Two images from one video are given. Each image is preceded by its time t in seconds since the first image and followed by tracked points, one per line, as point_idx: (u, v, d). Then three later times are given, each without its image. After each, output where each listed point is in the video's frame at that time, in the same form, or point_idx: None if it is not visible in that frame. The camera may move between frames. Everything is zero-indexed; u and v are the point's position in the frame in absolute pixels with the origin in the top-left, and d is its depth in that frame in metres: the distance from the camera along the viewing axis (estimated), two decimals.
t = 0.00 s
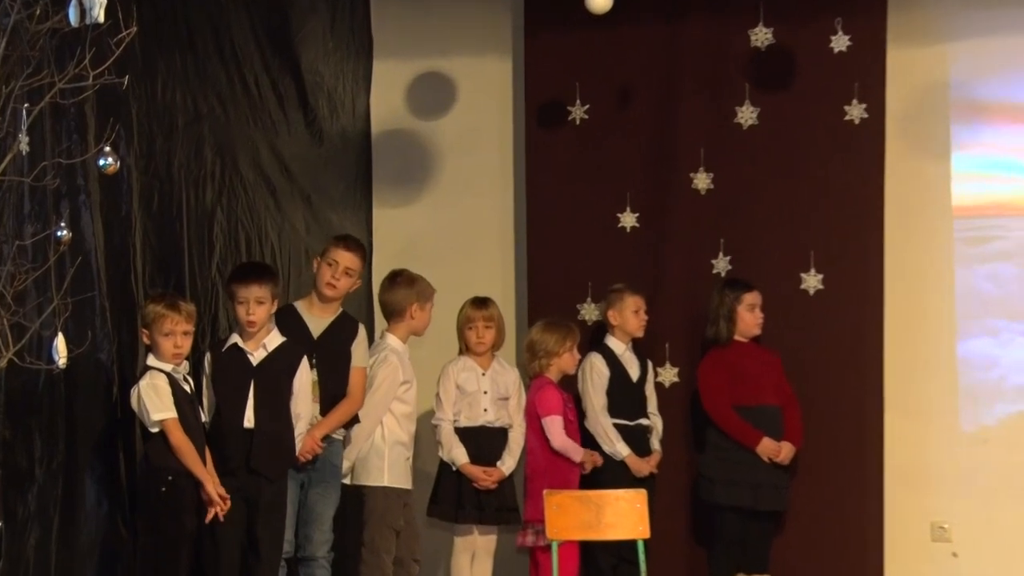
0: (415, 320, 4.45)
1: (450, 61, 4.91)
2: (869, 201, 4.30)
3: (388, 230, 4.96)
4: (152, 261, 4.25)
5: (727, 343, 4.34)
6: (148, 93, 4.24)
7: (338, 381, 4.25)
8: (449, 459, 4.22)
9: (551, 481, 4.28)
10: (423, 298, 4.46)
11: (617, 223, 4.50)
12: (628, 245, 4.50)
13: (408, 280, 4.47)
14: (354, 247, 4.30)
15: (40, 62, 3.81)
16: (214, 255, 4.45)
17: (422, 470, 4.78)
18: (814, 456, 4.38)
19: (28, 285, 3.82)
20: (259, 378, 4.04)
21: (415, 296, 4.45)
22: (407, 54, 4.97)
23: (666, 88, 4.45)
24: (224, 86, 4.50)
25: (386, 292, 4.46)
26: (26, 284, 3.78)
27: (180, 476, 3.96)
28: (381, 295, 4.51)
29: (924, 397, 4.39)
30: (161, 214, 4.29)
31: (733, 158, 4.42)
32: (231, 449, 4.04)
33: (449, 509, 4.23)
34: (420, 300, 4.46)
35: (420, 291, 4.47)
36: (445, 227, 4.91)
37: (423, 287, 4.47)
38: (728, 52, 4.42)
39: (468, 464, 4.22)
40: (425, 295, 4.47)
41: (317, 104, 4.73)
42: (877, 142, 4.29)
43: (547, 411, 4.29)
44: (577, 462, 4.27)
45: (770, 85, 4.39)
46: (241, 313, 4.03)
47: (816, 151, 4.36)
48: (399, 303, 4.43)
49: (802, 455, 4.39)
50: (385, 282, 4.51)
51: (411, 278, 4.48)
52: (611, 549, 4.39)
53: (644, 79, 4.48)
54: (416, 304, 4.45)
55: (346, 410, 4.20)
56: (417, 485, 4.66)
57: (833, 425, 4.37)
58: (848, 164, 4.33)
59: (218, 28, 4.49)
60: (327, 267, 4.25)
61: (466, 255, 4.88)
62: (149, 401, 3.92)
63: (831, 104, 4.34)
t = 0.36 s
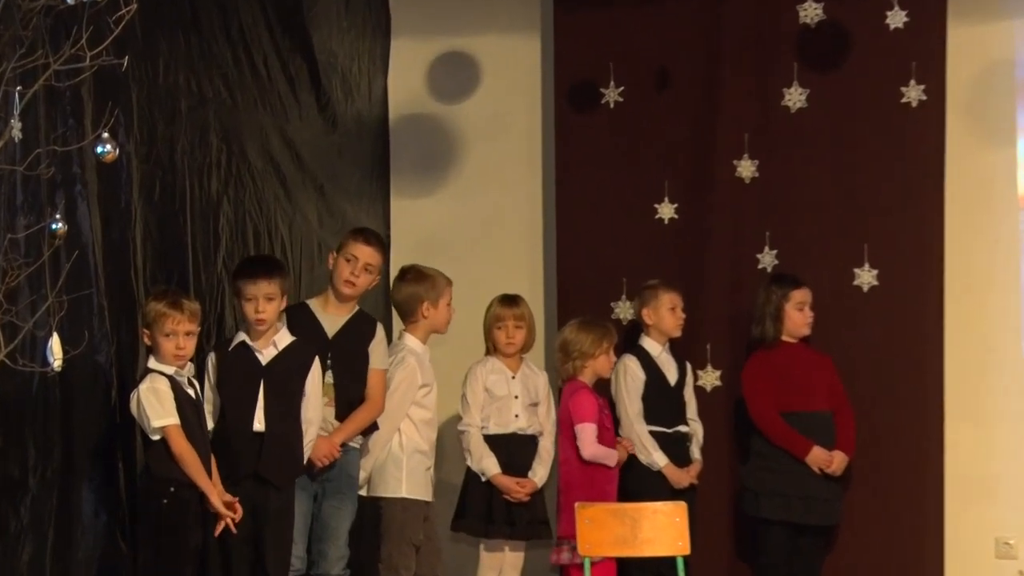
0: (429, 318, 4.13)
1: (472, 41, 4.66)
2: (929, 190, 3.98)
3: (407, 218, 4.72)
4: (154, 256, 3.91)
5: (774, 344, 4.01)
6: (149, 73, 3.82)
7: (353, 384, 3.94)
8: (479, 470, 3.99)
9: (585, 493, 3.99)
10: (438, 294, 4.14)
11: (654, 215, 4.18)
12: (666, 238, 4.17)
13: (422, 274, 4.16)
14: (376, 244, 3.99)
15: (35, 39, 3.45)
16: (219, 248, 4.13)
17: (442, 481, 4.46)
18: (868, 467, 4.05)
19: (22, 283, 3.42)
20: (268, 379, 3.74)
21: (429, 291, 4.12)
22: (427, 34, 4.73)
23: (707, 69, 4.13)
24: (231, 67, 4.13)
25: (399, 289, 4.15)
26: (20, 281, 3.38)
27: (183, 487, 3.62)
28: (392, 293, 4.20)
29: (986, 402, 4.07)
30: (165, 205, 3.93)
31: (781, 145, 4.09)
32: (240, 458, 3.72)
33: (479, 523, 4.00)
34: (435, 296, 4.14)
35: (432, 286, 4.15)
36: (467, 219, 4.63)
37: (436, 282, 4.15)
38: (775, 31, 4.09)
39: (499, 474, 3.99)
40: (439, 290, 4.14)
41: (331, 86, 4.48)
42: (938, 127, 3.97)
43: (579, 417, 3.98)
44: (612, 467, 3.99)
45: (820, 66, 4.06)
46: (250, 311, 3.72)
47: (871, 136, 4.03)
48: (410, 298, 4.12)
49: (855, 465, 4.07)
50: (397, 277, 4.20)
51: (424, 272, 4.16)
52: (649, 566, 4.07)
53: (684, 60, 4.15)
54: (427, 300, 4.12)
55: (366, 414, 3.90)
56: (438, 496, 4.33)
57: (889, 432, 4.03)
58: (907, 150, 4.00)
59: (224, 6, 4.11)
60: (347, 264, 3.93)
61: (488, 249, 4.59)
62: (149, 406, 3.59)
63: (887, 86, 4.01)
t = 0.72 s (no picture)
0: (459, 314, 3.81)
1: (503, 10, 4.32)
2: (1001, 172, 3.66)
3: (430, 203, 4.35)
4: (156, 243, 3.62)
5: (830, 339, 3.69)
6: (151, 44, 3.57)
7: (373, 383, 3.63)
8: (510, 476, 3.69)
9: (624, 501, 3.67)
10: (471, 290, 3.82)
11: (698, 199, 3.83)
12: (712, 226, 3.82)
13: (453, 264, 3.82)
14: (393, 231, 3.66)
15: (29, 10, 3.19)
16: (228, 235, 3.83)
17: (470, 487, 4.16)
18: (933, 474, 3.72)
19: (16, 273, 3.19)
20: (283, 377, 3.44)
21: (462, 285, 3.80)
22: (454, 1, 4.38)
23: (757, 41, 3.79)
24: (240, 40, 3.86)
25: (426, 283, 3.82)
26: (14, 272, 3.15)
27: (189, 493, 3.33)
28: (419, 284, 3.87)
29: None
30: (167, 186, 3.63)
31: (838, 124, 3.77)
32: (251, 463, 3.42)
33: (510, 534, 3.71)
34: (467, 291, 3.82)
35: (464, 279, 3.82)
36: (496, 206, 4.29)
37: (468, 274, 3.82)
38: None
39: (531, 481, 3.68)
40: (473, 286, 3.83)
41: (348, 59, 4.14)
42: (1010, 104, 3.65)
43: (618, 418, 3.67)
44: (653, 473, 3.67)
45: (881, 38, 3.74)
46: (260, 301, 3.44)
47: (936, 113, 3.71)
48: (442, 291, 3.80)
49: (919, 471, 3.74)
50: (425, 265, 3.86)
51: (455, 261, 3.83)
52: None
53: (732, 31, 3.81)
54: (458, 295, 3.80)
55: (388, 411, 3.59)
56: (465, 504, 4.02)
57: (956, 436, 3.71)
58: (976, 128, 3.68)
59: None
60: (360, 252, 3.62)
61: (519, 238, 4.27)
62: (152, 407, 3.29)
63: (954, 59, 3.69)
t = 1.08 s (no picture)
0: (487, 312, 3.51)
1: None
2: None
3: (453, 185, 3.96)
4: (155, 229, 3.36)
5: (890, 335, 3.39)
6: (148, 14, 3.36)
7: (391, 381, 3.31)
8: (542, 484, 3.39)
9: (667, 511, 3.41)
10: (501, 288, 3.52)
11: (747, 180, 3.56)
12: (759, 209, 3.55)
13: (487, 255, 3.53)
14: (407, 214, 3.35)
15: None
16: (234, 221, 3.53)
17: (497, 494, 3.85)
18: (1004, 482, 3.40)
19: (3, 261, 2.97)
20: (295, 375, 3.14)
21: (493, 280, 3.50)
22: None
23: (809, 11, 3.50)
24: (247, 10, 3.60)
25: (454, 273, 3.52)
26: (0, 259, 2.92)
27: (193, 500, 3.03)
28: (448, 273, 3.56)
29: None
30: (169, 169, 3.39)
31: (898, 100, 3.47)
32: (261, 469, 3.12)
33: (542, 548, 3.41)
34: (498, 287, 3.51)
35: (498, 276, 3.52)
36: (527, 191, 3.95)
37: (500, 268, 3.52)
38: None
39: (566, 490, 3.39)
40: (506, 282, 3.52)
41: (361, 28, 3.76)
42: None
43: (662, 419, 3.41)
44: (699, 480, 3.40)
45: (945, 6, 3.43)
46: (267, 291, 3.16)
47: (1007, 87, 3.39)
48: (471, 284, 3.49)
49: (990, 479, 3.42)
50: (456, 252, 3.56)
51: (487, 254, 3.54)
52: None
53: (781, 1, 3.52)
54: (489, 291, 3.49)
55: (405, 412, 3.28)
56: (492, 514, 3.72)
57: None
58: None
59: None
60: (373, 238, 3.31)
61: (551, 226, 3.94)
62: (152, 408, 3.00)
63: None
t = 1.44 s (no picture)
0: (504, 310, 3.18)
1: None
2: None
3: (470, 171, 3.73)
4: (148, 219, 3.05)
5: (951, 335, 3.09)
6: None
7: (404, 386, 3.01)
8: (568, 498, 3.08)
9: (706, 528, 3.10)
10: (522, 286, 3.18)
11: (794, 165, 3.30)
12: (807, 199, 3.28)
13: (510, 249, 3.19)
14: (426, 205, 3.06)
15: None
16: (234, 211, 3.25)
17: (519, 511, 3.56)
18: None
19: None
20: (302, 379, 2.86)
21: (513, 276, 3.16)
22: None
23: None
24: None
25: (471, 265, 3.18)
26: None
27: (188, 516, 2.73)
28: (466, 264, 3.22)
29: None
30: (162, 157, 3.07)
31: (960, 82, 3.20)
32: (262, 484, 2.83)
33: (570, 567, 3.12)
34: (518, 285, 3.17)
35: (520, 271, 3.19)
36: (548, 180, 3.69)
37: (524, 264, 3.19)
38: None
39: (594, 505, 3.08)
40: (527, 280, 3.18)
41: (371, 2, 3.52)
42: None
43: (698, 428, 3.10)
44: (742, 496, 3.10)
45: None
46: (264, 287, 2.86)
47: None
48: (490, 279, 3.16)
49: None
50: (477, 242, 3.22)
51: (508, 248, 3.20)
52: None
53: None
54: (508, 288, 3.16)
55: (420, 424, 2.98)
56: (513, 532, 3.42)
57: None
58: None
59: None
60: (388, 230, 3.01)
61: (576, 219, 3.67)
62: (143, 413, 2.70)
63: None
